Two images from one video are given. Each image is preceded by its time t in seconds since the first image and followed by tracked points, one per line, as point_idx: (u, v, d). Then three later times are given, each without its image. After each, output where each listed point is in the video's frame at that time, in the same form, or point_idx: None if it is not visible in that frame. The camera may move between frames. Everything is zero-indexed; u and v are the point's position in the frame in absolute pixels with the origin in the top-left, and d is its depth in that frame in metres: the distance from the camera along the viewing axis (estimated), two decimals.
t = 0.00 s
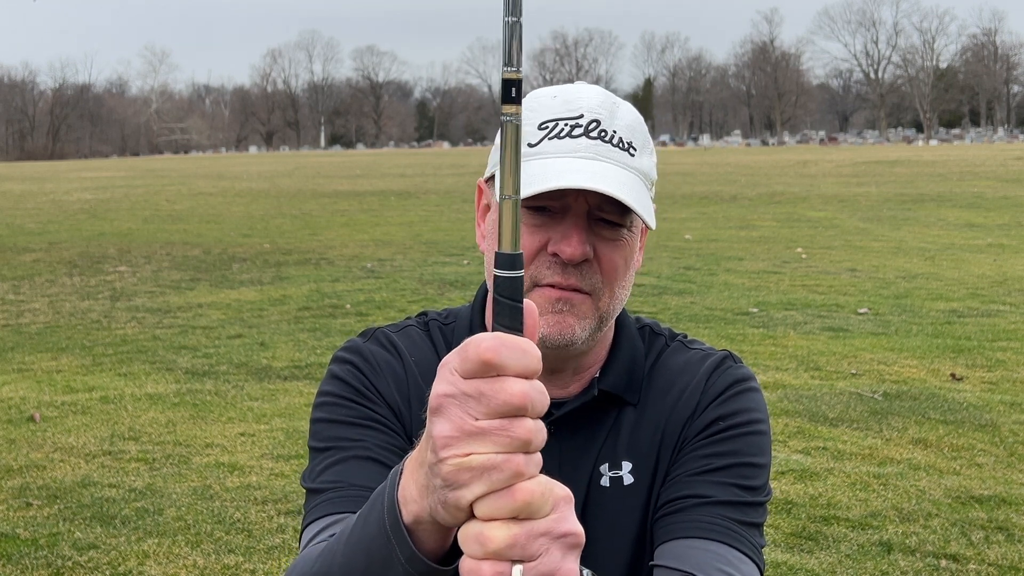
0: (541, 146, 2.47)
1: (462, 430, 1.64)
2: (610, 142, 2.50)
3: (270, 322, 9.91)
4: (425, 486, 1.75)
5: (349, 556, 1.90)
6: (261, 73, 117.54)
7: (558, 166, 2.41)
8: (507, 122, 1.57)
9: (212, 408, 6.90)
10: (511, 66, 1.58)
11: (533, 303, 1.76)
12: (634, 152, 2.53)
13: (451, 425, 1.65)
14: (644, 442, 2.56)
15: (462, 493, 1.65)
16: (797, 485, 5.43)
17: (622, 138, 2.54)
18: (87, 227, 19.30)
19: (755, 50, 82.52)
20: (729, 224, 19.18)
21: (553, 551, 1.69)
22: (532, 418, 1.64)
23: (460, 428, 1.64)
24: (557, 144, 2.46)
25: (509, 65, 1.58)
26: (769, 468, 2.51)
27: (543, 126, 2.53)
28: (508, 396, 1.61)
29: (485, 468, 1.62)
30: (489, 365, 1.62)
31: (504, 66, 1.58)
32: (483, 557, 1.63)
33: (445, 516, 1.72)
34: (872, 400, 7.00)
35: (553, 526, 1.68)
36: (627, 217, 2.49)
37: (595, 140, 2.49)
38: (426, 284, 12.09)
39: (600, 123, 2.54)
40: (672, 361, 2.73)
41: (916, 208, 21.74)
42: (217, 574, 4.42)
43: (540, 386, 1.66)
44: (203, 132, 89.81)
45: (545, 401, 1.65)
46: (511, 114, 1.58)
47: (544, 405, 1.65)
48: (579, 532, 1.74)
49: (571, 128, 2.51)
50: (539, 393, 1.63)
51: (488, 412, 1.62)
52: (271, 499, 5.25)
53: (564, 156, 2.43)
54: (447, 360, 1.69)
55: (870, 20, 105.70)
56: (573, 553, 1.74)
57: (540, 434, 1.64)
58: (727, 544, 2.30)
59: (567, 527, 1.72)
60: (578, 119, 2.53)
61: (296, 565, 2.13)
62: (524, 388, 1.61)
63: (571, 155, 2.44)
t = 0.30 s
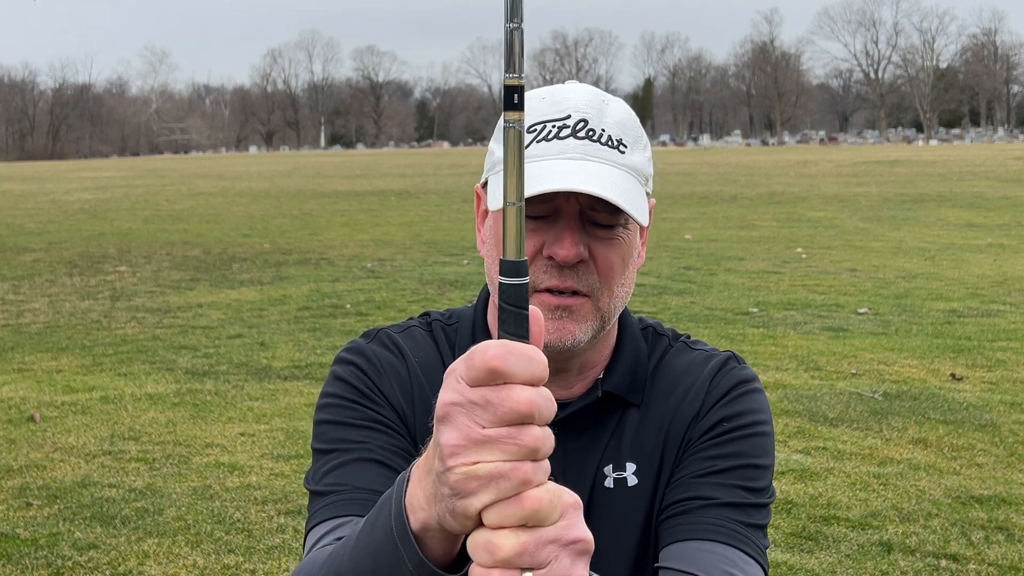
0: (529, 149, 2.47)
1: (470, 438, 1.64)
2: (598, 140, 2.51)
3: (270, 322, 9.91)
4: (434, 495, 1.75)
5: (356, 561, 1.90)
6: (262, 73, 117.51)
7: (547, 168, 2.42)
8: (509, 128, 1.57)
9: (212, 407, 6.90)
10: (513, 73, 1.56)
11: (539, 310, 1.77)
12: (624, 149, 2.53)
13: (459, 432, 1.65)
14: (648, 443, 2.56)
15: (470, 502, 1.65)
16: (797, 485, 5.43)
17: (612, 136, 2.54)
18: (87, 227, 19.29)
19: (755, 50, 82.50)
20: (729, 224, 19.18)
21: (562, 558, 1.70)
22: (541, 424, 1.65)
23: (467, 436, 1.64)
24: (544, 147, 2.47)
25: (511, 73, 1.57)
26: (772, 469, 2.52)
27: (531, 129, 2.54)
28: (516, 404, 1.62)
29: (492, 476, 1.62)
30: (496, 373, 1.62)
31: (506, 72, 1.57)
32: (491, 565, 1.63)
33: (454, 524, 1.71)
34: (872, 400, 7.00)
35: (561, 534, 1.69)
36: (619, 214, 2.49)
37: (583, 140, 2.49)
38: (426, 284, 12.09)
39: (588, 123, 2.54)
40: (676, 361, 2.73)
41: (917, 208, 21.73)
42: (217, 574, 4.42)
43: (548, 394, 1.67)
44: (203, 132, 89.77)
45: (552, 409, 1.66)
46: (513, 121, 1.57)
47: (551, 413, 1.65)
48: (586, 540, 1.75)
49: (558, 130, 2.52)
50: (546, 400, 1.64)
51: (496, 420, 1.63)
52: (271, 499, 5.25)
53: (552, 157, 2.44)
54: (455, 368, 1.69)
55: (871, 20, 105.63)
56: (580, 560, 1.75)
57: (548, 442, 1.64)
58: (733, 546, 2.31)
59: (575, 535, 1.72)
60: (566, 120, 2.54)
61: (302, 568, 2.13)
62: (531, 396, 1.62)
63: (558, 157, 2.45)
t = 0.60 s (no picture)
0: (546, 151, 2.47)
1: (467, 440, 1.64)
2: (614, 144, 2.51)
3: (270, 322, 9.91)
4: (432, 497, 1.75)
5: (356, 563, 1.90)
6: (261, 73, 117.50)
7: (562, 170, 2.41)
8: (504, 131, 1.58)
9: (212, 407, 6.90)
10: (507, 73, 1.56)
11: (536, 309, 1.76)
12: (638, 154, 2.54)
13: (456, 435, 1.65)
14: (650, 445, 2.56)
15: (468, 504, 1.65)
16: (797, 485, 5.43)
17: (627, 140, 2.55)
18: (87, 227, 19.29)
19: (755, 50, 82.43)
20: (729, 224, 19.17)
21: (561, 559, 1.70)
22: (538, 425, 1.65)
23: (465, 438, 1.64)
24: (561, 149, 2.47)
25: (506, 74, 1.57)
26: (774, 472, 2.52)
27: (547, 130, 2.53)
28: (513, 405, 1.61)
29: (490, 477, 1.62)
30: (492, 374, 1.62)
31: (502, 74, 1.57)
32: (490, 567, 1.63)
33: (452, 526, 1.71)
34: (872, 400, 7.00)
35: (559, 534, 1.69)
36: (632, 219, 2.48)
37: (599, 143, 2.49)
38: (426, 284, 12.08)
39: (604, 126, 2.54)
40: (679, 362, 2.73)
41: (917, 208, 21.73)
42: (217, 574, 4.42)
43: (545, 395, 1.66)
44: (203, 132, 89.72)
45: (549, 410, 1.66)
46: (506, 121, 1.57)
47: (548, 414, 1.65)
48: (584, 541, 1.75)
49: (574, 132, 2.51)
50: (543, 401, 1.64)
51: (493, 421, 1.63)
52: (271, 499, 5.25)
53: (569, 160, 2.44)
54: (450, 370, 1.69)
55: (871, 20, 105.55)
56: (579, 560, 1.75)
57: (546, 443, 1.64)
58: (735, 548, 2.31)
59: (574, 536, 1.73)
60: (582, 121, 2.53)
61: (302, 569, 2.12)
62: (528, 397, 1.62)
63: (576, 159, 2.44)
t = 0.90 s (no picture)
0: (598, 154, 2.45)
1: (466, 447, 1.64)
2: (666, 161, 2.50)
3: (270, 322, 9.91)
4: (431, 503, 1.75)
5: (354, 564, 1.90)
6: (261, 73, 117.52)
7: (612, 176, 2.39)
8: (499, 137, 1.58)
9: (212, 408, 6.90)
10: (502, 80, 1.58)
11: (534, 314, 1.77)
12: (685, 176, 2.53)
13: (455, 441, 1.65)
14: (652, 447, 2.56)
15: (466, 511, 1.65)
16: (797, 485, 5.43)
17: (677, 160, 2.54)
18: (86, 227, 19.28)
19: (756, 50, 82.40)
20: (729, 224, 19.17)
21: (559, 563, 1.71)
22: (536, 432, 1.64)
23: (463, 446, 1.64)
24: (615, 155, 2.45)
25: (500, 79, 1.58)
26: (774, 476, 2.53)
27: (601, 133, 2.51)
28: (511, 413, 1.61)
29: (489, 484, 1.62)
30: (490, 381, 1.61)
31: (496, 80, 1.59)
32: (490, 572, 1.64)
33: (451, 532, 1.71)
34: (872, 400, 7.00)
35: (557, 539, 1.70)
36: (666, 237, 2.48)
37: (653, 157, 2.48)
38: (426, 284, 12.08)
39: (658, 142, 2.53)
40: (682, 364, 2.74)
41: (917, 208, 21.73)
42: (216, 575, 4.42)
43: (543, 400, 1.66)
44: (203, 132, 89.72)
45: (547, 416, 1.65)
46: (501, 128, 1.58)
47: (546, 421, 1.65)
48: (581, 543, 1.76)
49: (630, 141, 2.50)
50: (542, 407, 1.64)
51: (490, 429, 1.62)
52: (271, 499, 5.25)
53: (622, 168, 2.42)
54: (448, 377, 1.69)
55: (871, 20, 105.52)
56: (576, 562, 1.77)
57: (544, 449, 1.64)
58: (735, 551, 2.31)
59: (571, 540, 1.73)
60: (638, 133, 2.52)
61: (301, 569, 2.12)
62: (525, 403, 1.61)
63: (628, 168, 2.42)
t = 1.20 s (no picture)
0: (595, 156, 2.45)
1: (465, 449, 1.64)
2: (664, 163, 2.50)
3: (270, 322, 9.91)
4: (431, 504, 1.75)
5: (354, 566, 1.90)
6: (261, 73, 117.50)
7: (609, 179, 2.39)
8: (498, 138, 1.58)
9: (212, 407, 6.90)
10: (501, 82, 1.58)
11: (532, 319, 1.78)
12: (683, 177, 2.53)
13: (454, 444, 1.65)
14: (653, 448, 2.57)
15: (466, 514, 1.65)
16: (797, 485, 5.44)
17: (675, 161, 2.54)
18: (86, 227, 19.28)
19: (756, 49, 82.44)
20: (729, 224, 19.18)
21: (560, 564, 1.71)
22: (536, 433, 1.65)
23: (462, 448, 1.64)
24: (612, 157, 2.45)
25: (499, 82, 1.58)
26: (777, 477, 2.52)
27: (599, 136, 2.51)
28: (510, 415, 1.61)
29: (488, 487, 1.62)
30: (489, 383, 1.61)
31: (494, 83, 1.59)
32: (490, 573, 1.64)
33: (451, 533, 1.71)
34: (872, 400, 7.00)
35: (558, 540, 1.69)
36: (665, 238, 2.47)
37: (651, 159, 2.48)
38: (426, 284, 12.08)
39: (656, 143, 2.53)
40: (683, 364, 2.74)
41: (917, 208, 21.74)
42: (217, 574, 4.42)
43: (543, 403, 1.66)
44: (203, 132, 89.66)
45: (547, 419, 1.65)
46: (500, 131, 1.58)
47: (546, 423, 1.65)
48: (583, 545, 1.76)
49: (628, 143, 2.50)
50: (541, 410, 1.64)
51: (490, 431, 1.62)
52: (271, 499, 5.25)
53: (619, 170, 2.41)
54: (448, 379, 1.69)
55: (871, 20, 105.47)
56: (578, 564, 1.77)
57: (543, 451, 1.64)
58: (736, 553, 2.31)
59: (572, 542, 1.73)
60: (636, 134, 2.52)
61: (302, 569, 2.12)
62: (525, 406, 1.61)
63: (625, 171, 2.42)
